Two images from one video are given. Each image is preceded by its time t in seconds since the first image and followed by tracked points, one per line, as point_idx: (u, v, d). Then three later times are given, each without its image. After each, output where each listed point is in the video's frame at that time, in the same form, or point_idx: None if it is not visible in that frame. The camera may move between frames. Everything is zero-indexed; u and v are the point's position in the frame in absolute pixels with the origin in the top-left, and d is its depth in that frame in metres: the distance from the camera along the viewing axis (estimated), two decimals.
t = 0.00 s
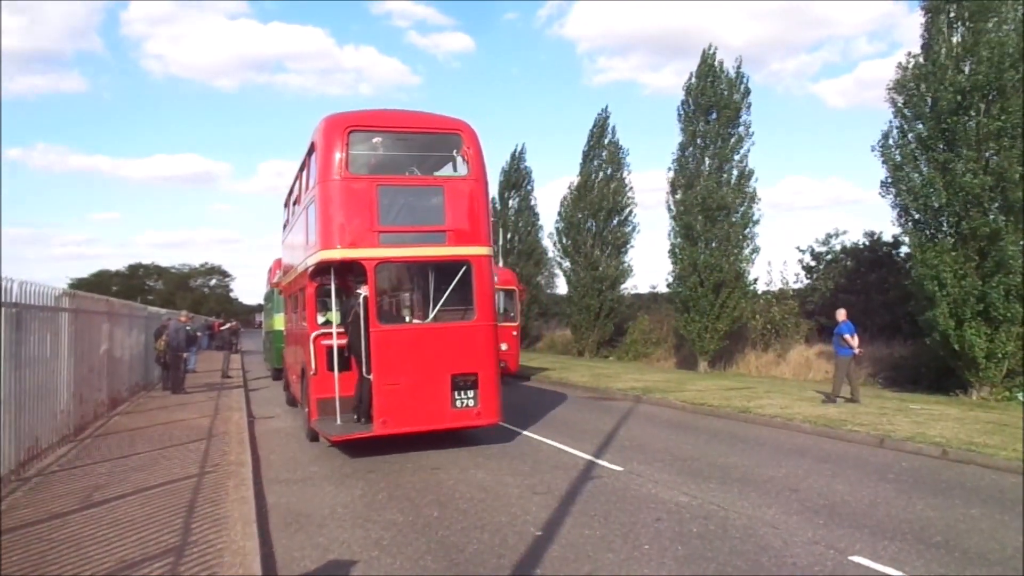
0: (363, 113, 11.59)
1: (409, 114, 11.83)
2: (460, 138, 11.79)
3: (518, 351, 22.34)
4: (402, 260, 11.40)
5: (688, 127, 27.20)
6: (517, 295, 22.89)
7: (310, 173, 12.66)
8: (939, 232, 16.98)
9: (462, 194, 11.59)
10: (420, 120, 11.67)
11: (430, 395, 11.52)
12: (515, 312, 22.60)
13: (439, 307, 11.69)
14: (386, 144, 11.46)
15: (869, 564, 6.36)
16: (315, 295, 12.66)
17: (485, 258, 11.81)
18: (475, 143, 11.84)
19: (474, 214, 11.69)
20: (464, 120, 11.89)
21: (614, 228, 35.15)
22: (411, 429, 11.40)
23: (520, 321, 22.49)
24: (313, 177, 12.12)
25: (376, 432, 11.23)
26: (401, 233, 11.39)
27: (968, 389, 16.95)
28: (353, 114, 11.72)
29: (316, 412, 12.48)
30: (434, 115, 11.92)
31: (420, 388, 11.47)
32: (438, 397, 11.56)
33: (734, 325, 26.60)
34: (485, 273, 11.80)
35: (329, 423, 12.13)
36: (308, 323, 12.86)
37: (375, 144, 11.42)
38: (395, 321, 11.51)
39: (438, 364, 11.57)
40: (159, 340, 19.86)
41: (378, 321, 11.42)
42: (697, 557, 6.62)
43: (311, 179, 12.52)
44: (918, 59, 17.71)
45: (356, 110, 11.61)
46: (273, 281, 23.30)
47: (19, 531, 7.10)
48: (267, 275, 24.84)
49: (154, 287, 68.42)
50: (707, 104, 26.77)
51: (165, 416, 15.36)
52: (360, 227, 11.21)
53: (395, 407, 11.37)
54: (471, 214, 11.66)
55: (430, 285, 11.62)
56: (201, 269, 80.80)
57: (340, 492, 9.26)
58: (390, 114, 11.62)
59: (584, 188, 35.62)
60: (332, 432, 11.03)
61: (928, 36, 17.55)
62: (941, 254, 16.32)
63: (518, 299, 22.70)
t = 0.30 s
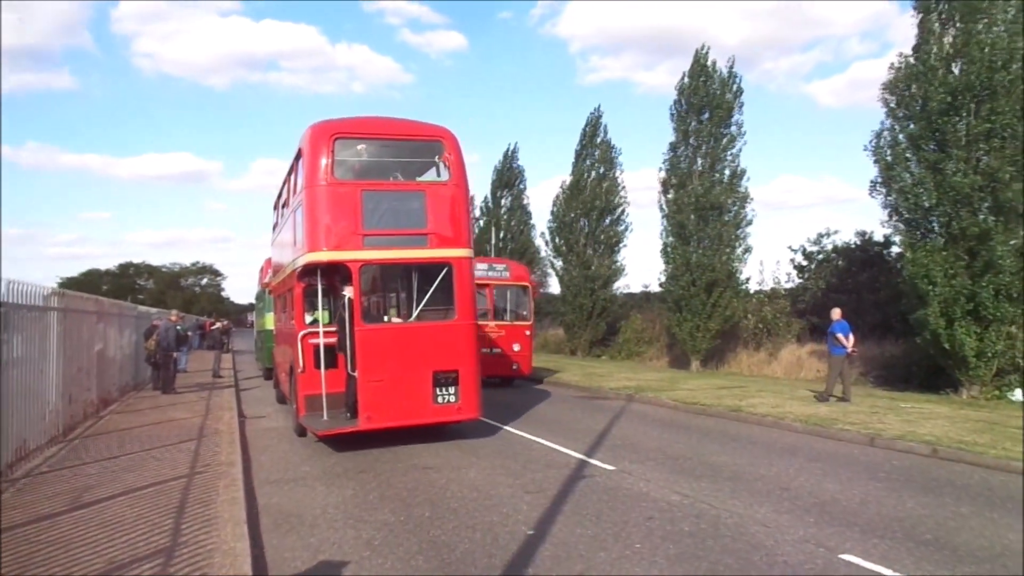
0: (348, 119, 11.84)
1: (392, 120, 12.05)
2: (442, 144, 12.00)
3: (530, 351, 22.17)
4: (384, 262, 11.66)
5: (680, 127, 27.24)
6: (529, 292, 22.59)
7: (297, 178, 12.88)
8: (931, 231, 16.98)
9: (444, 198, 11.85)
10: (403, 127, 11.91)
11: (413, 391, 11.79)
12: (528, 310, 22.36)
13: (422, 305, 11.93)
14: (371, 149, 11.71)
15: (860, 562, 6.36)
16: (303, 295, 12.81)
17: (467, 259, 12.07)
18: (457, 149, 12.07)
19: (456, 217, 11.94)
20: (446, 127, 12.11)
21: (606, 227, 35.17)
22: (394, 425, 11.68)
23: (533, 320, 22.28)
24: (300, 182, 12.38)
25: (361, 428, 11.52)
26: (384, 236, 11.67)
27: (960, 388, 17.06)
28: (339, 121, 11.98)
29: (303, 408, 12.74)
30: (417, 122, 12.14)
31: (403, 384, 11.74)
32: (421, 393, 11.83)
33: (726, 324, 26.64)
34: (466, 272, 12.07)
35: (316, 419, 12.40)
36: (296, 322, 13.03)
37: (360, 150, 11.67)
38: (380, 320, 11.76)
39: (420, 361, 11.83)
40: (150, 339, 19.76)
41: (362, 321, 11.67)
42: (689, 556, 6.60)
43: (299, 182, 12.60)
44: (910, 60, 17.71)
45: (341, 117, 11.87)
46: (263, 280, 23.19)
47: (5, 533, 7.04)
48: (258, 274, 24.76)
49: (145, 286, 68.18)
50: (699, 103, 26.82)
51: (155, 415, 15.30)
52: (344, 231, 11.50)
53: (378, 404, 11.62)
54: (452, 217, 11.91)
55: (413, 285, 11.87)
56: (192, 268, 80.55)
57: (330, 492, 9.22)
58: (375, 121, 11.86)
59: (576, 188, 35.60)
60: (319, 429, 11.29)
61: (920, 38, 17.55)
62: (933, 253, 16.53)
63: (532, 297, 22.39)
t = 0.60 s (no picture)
0: (322, 125, 12.20)
1: (365, 125, 12.41)
2: (414, 148, 12.34)
3: (536, 351, 21.00)
4: (358, 263, 12.11)
5: (660, 124, 27.34)
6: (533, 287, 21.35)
7: (272, 181, 13.22)
8: (903, 229, 17.18)
9: (416, 201, 12.26)
10: (376, 132, 12.28)
11: (386, 386, 12.26)
12: (533, 306, 21.16)
13: (395, 304, 12.41)
14: (344, 154, 12.10)
15: (837, 555, 6.44)
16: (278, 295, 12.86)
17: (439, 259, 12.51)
18: (428, 152, 12.43)
19: (427, 218, 12.37)
20: (417, 131, 12.47)
21: (587, 224, 35.24)
22: (368, 419, 12.16)
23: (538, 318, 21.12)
24: (275, 185, 12.74)
25: (337, 422, 11.95)
26: (358, 237, 12.10)
27: (935, 382, 17.30)
28: (313, 126, 12.34)
29: (280, 405, 12.93)
30: (389, 127, 12.50)
31: (376, 380, 12.21)
32: (394, 389, 12.32)
33: (706, 320, 26.82)
34: (437, 271, 12.52)
35: (293, 415, 12.65)
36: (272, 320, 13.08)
37: (334, 154, 12.06)
38: (354, 318, 12.24)
39: (393, 358, 12.32)
40: (127, 339, 19.59)
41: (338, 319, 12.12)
42: (670, 552, 6.65)
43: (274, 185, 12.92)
44: (885, 57, 17.69)
45: (315, 122, 12.22)
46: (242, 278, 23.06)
47: None
48: (238, 273, 24.60)
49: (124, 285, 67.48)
50: (679, 101, 26.94)
51: (133, 415, 15.20)
52: (319, 232, 11.92)
53: (353, 399, 12.09)
54: (424, 218, 12.35)
55: (386, 284, 12.35)
56: (170, 267, 79.84)
57: (310, 491, 9.23)
58: (348, 126, 12.23)
59: (557, 185, 35.61)
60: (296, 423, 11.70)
61: (896, 36, 17.64)
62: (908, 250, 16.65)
63: (536, 292, 21.13)
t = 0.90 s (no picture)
0: (294, 126, 12.21)
1: (336, 127, 12.47)
2: (385, 150, 12.45)
3: (542, 352, 18.92)
4: (329, 262, 12.17)
5: (638, 124, 27.41)
6: (540, 281, 19.17)
7: (243, 181, 13.20)
8: (879, 228, 17.65)
9: (387, 202, 12.35)
10: (347, 134, 12.34)
11: (356, 383, 12.35)
12: (540, 303, 19.05)
13: (366, 301, 12.49)
14: (316, 155, 12.13)
15: (810, 552, 6.47)
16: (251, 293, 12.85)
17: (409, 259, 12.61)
18: (399, 154, 12.52)
19: (398, 219, 12.46)
20: (387, 133, 12.56)
21: (565, 223, 35.29)
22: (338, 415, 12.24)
23: (545, 316, 19.00)
24: (246, 186, 12.72)
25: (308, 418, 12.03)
26: (329, 237, 12.15)
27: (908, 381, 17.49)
28: (285, 127, 12.34)
29: (252, 400, 12.88)
30: (360, 128, 12.57)
31: (346, 376, 12.30)
32: (364, 385, 12.40)
33: (683, 319, 26.94)
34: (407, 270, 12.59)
35: (266, 410, 12.62)
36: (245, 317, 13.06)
37: (306, 155, 12.08)
38: (326, 317, 12.30)
39: (363, 355, 12.40)
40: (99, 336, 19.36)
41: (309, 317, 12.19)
42: (646, 550, 6.65)
43: (245, 184, 12.88)
44: (861, 57, 17.82)
45: (288, 123, 12.23)
46: (217, 276, 22.85)
47: None
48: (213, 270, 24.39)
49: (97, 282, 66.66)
50: (657, 101, 27.03)
51: (103, 414, 15.01)
52: (291, 232, 11.93)
53: (323, 395, 12.18)
54: (395, 219, 12.44)
55: (357, 282, 12.41)
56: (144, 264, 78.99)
57: (283, 490, 9.16)
58: (320, 128, 12.27)
59: (536, 184, 35.58)
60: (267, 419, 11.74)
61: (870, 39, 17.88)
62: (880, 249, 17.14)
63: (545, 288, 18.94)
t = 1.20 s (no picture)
0: (270, 128, 12.16)
1: (312, 129, 12.45)
2: (360, 152, 12.43)
3: (557, 355, 17.02)
4: (305, 263, 12.12)
5: (619, 125, 27.45)
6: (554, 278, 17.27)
7: (219, 181, 13.12)
8: (857, 230, 17.53)
9: (362, 203, 12.34)
10: (323, 136, 12.31)
11: (330, 380, 12.29)
12: (555, 303, 17.13)
13: (340, 300, 12.45)
14: (293, 156, 12.09)
15: (785, 551, 6.51)
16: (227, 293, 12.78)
17: (385, 260, 12.60)
18: (374, 156, 12.51)
19: (373, 220, 12.44)
20: (362, 135, 12.54)
21: (546, 223, 35.30)
22: (312, 412, 12.17)
23: (561, 317, 17.10)
24: (222, 186, 12.65)
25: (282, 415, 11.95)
26: (304, 237, 12.11)
27: (884, 382, 17.67)
28: (261, 128, 12.29)
29: (228, 398, 12.83)
30: (335, 130, 12.55)
31: (321, 375, 12.23)
32: (338, 382, 12.34)
33: (663, 319, 27.02)
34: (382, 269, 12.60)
35: (241, 408, 12.56)
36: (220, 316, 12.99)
37: (282, 156, 12.04)
38: (301, 316, 12.23)
39: (338, 353, 12.34)
40: (73, 334, 19.15)
41: (284, 317, 12.11)
42: (623, 549, 6.66)
43: (222, 185, 12.81)
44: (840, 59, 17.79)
45: (264, 125, 12.17)
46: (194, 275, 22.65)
47: None
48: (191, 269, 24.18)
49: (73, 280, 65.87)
50: (638, 102, 27.11)
51: (77, 413, 14.82)
52: (266, 233, 11.89)
53: (297, 392, 12.10)
54: (370, 220, 12.42)
55: (333, 281, 12.37)
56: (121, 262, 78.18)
57: (260, 490, 9.09)
58: (296, 130, 12.24)
59: (517, 183, 35.55)
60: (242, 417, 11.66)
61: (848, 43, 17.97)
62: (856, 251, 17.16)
63: (560, 284, 17.12)
